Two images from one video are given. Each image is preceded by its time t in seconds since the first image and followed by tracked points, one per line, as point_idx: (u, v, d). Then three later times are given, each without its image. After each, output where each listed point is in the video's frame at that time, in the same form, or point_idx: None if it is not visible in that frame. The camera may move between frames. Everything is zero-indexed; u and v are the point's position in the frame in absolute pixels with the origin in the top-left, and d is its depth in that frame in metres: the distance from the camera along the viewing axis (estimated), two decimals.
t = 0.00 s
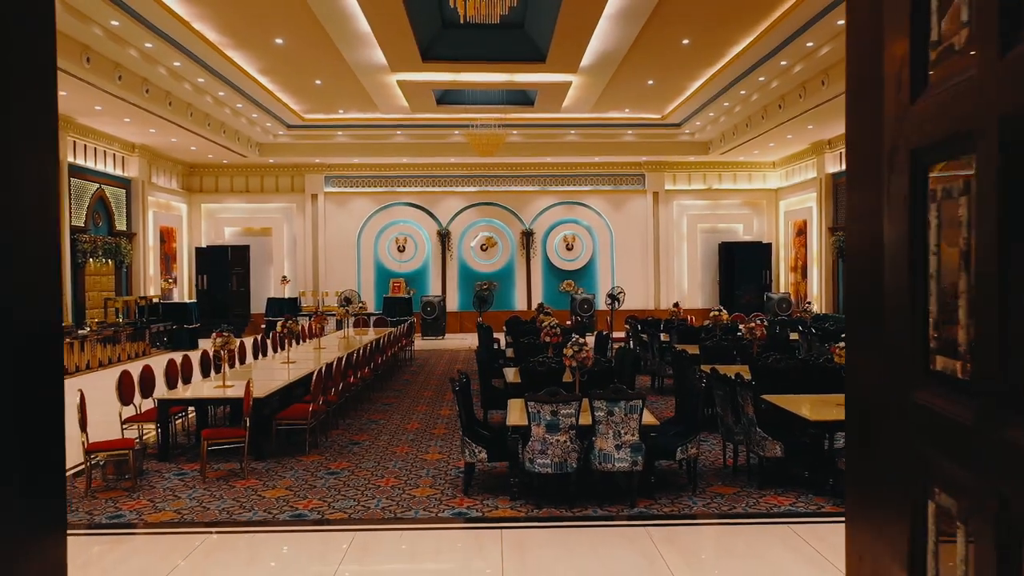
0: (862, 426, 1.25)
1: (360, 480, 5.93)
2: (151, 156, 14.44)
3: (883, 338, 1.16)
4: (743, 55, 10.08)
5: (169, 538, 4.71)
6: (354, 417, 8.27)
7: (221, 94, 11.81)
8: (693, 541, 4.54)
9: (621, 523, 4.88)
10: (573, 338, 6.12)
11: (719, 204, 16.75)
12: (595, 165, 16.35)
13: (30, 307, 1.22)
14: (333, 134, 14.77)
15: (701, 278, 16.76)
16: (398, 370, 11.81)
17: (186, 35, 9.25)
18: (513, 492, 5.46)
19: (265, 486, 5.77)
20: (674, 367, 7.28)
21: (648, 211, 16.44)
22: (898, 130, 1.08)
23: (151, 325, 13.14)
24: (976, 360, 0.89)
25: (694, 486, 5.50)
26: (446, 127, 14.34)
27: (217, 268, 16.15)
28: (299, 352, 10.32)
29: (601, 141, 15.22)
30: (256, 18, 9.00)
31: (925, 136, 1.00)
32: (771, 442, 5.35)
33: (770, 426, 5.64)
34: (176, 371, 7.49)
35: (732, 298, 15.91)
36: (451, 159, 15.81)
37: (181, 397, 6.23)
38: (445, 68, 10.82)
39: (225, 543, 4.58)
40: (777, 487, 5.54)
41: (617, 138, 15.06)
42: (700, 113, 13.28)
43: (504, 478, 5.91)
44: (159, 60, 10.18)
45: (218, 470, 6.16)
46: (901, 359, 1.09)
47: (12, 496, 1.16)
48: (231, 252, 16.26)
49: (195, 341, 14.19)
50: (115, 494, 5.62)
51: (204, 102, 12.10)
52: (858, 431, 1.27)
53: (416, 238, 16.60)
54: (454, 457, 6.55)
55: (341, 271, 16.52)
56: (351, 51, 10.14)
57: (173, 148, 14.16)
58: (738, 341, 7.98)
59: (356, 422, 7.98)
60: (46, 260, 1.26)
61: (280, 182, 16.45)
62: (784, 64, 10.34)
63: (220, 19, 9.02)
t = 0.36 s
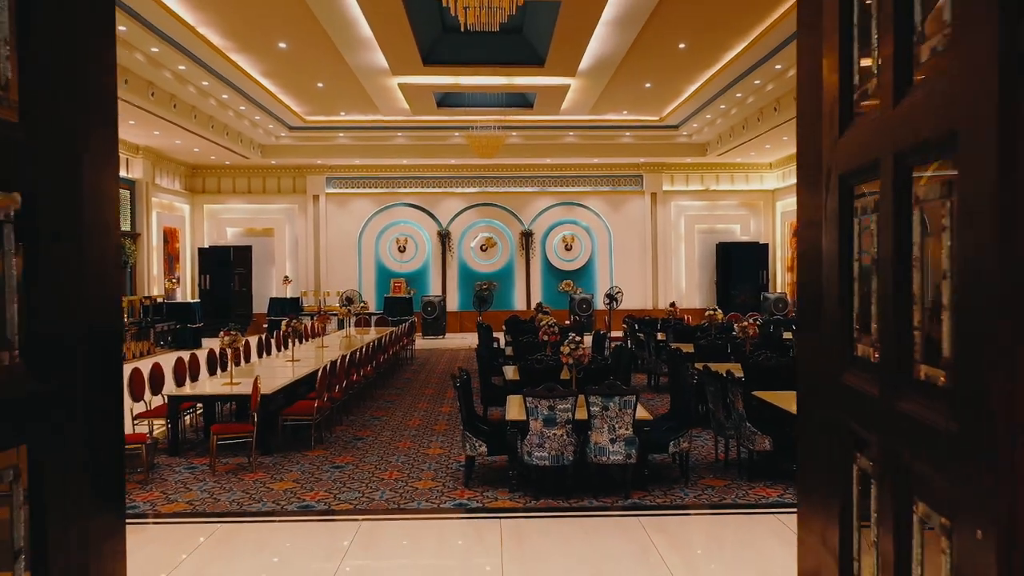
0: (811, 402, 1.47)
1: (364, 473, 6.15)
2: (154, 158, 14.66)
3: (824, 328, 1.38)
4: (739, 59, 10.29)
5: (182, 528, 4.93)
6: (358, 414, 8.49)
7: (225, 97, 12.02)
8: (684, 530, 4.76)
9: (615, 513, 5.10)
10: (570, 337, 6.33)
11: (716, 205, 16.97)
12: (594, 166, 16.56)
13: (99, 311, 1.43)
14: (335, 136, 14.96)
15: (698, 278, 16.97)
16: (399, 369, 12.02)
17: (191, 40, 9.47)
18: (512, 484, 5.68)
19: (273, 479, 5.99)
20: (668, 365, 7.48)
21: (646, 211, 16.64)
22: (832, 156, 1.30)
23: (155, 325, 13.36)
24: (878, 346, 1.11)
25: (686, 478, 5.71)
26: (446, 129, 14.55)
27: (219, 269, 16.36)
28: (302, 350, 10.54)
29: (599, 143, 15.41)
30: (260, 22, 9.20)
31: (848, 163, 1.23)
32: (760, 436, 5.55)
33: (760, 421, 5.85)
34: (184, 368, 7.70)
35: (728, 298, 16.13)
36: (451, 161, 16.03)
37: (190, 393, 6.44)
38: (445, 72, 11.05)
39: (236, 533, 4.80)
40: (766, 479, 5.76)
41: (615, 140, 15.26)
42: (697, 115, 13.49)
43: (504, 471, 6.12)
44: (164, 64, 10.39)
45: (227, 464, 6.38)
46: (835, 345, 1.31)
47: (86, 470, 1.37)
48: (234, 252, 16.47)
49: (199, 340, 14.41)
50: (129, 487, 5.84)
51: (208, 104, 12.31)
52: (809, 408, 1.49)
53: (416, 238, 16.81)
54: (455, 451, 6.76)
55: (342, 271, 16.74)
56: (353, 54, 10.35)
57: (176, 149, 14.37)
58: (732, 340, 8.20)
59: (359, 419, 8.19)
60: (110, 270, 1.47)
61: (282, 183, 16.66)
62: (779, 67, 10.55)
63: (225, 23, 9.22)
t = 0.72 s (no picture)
0: (769, 385, 1.71)
1: (369, 467, 6.39)
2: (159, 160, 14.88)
3: (777, 322, 1.62)
4: (735, 63, 10.53)
5: (196, 518, 5.16)
6: (361, 410, 8.72)
7: (229, 99, 12.23)
8: (676, 520, 4.98)
9: (611, 503, 5.33)
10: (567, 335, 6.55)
11: (713, 206, 17.19)
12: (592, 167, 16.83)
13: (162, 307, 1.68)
14: (337, 137, 15.17)
15: (695, 278, 17.19)
16: (400, 367, 12.25)
17: (196, 44, 9.69)
18: (512, 476, 5.91)
19: (281, 472, 6.22)
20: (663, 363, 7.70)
21: (644, 213, 16.86)
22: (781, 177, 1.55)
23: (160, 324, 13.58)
24: (815, 334, 1.35)
25: (679, 471, 5.94)
26: (447, 131, 14.76)
27: (222, 269, 16.54)
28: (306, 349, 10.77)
29: (597, 145, 15.62)
30: (264, 27, 9.43)
31: (792, 184, 1.48)
32: (750, 430, 5.71)
33: (750, 416, 6.07)
34: (193, 366, 7.93)
35: (725, 298, 16.35)
36: (452, 162, 16.28)
37: (200, 390, 6.67)
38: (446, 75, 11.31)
39: (248, 522, 5.03)
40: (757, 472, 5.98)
41: (613, 142, 15.45)
42: (693, 118, 13.70)
43: (504, 464, 6.36)
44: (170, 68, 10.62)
45: (237, 458, 6.61)
46: (785, 336, 1.56)
47: (151, 443, 1.61)
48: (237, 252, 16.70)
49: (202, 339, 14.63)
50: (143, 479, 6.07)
51: (212, 107, 12.53)
52: (768, 390, 1.73)
53: (417, 239, 17.03)
54: (456, 446, 6.99)
55: (344, 271, 16.97)
56: (355, 58, 10.57)
57: (180, 151, 14.59)
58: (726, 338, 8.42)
59: (363, 415, 8.42)
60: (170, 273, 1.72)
61: (284, 184, 16.87)
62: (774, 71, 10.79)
63: (228, 27, 9.44)
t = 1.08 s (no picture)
0: (740, 374, 1.95)
1: (374, 461, 6.62)
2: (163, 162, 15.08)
3: (744, 318, 1.86)
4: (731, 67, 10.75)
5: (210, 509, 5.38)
6: (365, 408, 8.95)
7: (233, 102, 12.43)
8: (670, 510, 5.21)
9: (606, 494, 5.56)
10: (565, 333, 6.78)
11: (711, 207, 17.39)
12: (592, 169, 17.03)
13: (206, 308, 1.91)
14: (338, 139, 15.33)
15: (694, 278, 17.39)
16: (402, 366, 12.47)
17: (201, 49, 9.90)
18: (512, 469, 6.14)
19: (290, 465, 6.45)
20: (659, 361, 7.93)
21: (643, 213, 17.07)
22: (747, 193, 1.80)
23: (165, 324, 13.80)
24: (772, 326, 1.59)
25: (673, 464, 6.17)
26: (447, 133, 14.94)
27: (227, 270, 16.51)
28: (311, 348, 10.98)
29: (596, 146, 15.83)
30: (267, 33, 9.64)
31: (757, 199, 1.72)
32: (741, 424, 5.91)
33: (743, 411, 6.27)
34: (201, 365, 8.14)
35: (723, 298, 16.55)
36: (452, 163, 16.51)
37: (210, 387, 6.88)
38: (447, 79, 11.53)
39: (259, 513, 5.25)
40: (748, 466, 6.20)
41: (612, 143, 15.59)
42: (691, 120, 13.89)
43: (504, 458, 6.59)
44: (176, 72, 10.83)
45: (246, 452, 6.83)
46: (749, 330, 1.80)
47: (194, 425, 1.84)
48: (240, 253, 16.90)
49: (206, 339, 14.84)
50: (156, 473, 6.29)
51: (217, 110, 12.73)
52: (740, 380, 1.97)
53: (418, 239, 17.25)
54: (458, 441, 7.21)
55: (345, 271, 17.20)
56: (359, 63, 10.78)
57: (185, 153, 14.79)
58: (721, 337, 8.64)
59: (367, 412, 8.64)
60: (211, 274, 1.95)
61: (286, 185, 17.04)
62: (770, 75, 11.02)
63: (232, 33, 9.65)
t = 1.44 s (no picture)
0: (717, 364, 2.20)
1: (379, 454, 6.86)
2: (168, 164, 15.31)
3: (721, 314, 2.11)
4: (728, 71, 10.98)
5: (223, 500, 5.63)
6: (370, 404, 9.20)
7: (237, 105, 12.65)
8: (665, 500, 5.43)
9: (603, 486, 5.80)
10: (564, 331, 7.02)
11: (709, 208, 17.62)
12: (591, 170, 17.23)
13: (241, 306, 2.14)
14: (340, 141, 15.50)
15: (691, 279, 17.63)
16: (404, 364, 12.72)
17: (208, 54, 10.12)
18: (512, 462, 6.39)
19: (299, 459, 6.70)
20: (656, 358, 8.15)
21: (641, 214, 17.30)
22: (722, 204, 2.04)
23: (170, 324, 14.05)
24: (742, 319, 1.83)
25: (667, 457, 6.40)
26: (447, 134, 15.14)
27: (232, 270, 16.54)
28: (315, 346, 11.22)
29: (595, 148, 16.05)
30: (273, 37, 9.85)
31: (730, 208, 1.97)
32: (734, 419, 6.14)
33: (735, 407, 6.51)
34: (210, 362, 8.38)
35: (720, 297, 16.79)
36: (453, 165, 16.74)
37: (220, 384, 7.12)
38: (449, 83, 11.76)
39: (270, 504, 5.49)
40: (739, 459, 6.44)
41: (610, 144, 15.69)
42: (689, 122, 14.11)
43: (505, 452, 6.83)
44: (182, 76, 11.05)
45: (256, 446, 7.08)
46: (724, 324, 2.04)
47: (233, 410, 2.08)
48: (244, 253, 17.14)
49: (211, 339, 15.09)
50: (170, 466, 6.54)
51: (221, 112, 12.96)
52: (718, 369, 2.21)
53: (419, 240, 17.50)
54: (460, 436, 7.46)
55: (347, 271, 17.48)
56: (362, 67, 11.00)
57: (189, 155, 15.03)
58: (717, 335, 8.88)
59: (370, 409, 8.88)
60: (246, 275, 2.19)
61: (288, 186, 17.28)
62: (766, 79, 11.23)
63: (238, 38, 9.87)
